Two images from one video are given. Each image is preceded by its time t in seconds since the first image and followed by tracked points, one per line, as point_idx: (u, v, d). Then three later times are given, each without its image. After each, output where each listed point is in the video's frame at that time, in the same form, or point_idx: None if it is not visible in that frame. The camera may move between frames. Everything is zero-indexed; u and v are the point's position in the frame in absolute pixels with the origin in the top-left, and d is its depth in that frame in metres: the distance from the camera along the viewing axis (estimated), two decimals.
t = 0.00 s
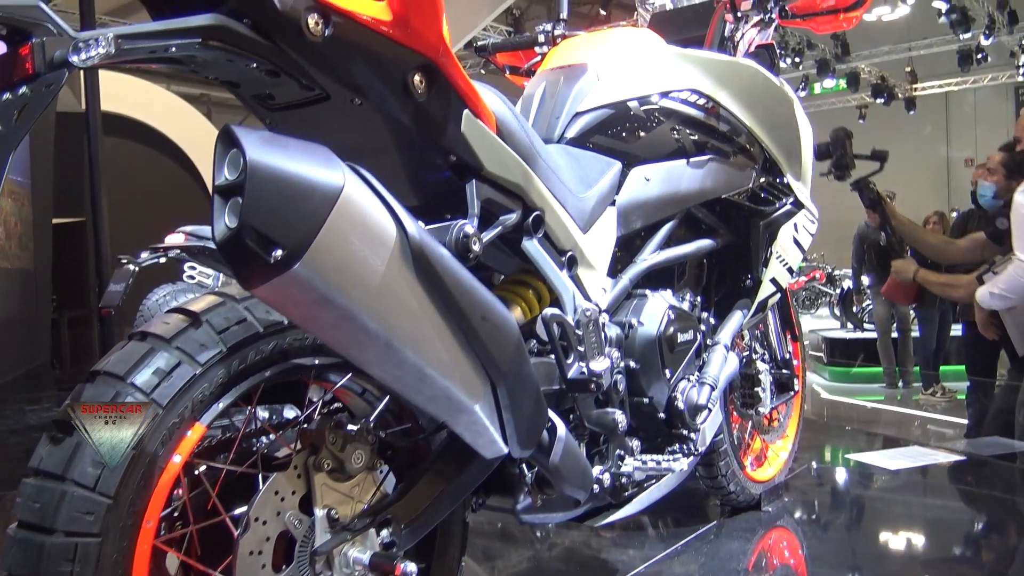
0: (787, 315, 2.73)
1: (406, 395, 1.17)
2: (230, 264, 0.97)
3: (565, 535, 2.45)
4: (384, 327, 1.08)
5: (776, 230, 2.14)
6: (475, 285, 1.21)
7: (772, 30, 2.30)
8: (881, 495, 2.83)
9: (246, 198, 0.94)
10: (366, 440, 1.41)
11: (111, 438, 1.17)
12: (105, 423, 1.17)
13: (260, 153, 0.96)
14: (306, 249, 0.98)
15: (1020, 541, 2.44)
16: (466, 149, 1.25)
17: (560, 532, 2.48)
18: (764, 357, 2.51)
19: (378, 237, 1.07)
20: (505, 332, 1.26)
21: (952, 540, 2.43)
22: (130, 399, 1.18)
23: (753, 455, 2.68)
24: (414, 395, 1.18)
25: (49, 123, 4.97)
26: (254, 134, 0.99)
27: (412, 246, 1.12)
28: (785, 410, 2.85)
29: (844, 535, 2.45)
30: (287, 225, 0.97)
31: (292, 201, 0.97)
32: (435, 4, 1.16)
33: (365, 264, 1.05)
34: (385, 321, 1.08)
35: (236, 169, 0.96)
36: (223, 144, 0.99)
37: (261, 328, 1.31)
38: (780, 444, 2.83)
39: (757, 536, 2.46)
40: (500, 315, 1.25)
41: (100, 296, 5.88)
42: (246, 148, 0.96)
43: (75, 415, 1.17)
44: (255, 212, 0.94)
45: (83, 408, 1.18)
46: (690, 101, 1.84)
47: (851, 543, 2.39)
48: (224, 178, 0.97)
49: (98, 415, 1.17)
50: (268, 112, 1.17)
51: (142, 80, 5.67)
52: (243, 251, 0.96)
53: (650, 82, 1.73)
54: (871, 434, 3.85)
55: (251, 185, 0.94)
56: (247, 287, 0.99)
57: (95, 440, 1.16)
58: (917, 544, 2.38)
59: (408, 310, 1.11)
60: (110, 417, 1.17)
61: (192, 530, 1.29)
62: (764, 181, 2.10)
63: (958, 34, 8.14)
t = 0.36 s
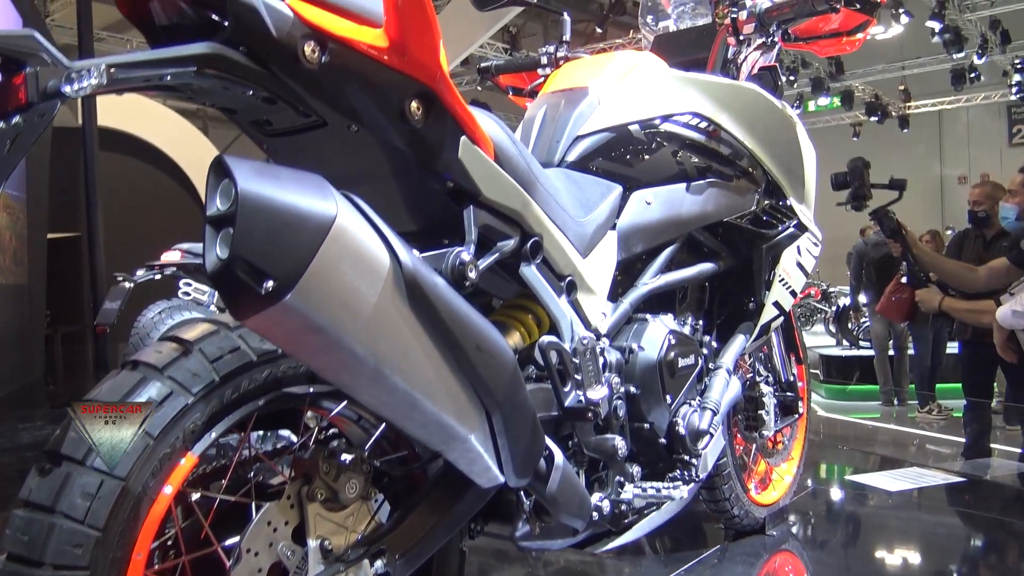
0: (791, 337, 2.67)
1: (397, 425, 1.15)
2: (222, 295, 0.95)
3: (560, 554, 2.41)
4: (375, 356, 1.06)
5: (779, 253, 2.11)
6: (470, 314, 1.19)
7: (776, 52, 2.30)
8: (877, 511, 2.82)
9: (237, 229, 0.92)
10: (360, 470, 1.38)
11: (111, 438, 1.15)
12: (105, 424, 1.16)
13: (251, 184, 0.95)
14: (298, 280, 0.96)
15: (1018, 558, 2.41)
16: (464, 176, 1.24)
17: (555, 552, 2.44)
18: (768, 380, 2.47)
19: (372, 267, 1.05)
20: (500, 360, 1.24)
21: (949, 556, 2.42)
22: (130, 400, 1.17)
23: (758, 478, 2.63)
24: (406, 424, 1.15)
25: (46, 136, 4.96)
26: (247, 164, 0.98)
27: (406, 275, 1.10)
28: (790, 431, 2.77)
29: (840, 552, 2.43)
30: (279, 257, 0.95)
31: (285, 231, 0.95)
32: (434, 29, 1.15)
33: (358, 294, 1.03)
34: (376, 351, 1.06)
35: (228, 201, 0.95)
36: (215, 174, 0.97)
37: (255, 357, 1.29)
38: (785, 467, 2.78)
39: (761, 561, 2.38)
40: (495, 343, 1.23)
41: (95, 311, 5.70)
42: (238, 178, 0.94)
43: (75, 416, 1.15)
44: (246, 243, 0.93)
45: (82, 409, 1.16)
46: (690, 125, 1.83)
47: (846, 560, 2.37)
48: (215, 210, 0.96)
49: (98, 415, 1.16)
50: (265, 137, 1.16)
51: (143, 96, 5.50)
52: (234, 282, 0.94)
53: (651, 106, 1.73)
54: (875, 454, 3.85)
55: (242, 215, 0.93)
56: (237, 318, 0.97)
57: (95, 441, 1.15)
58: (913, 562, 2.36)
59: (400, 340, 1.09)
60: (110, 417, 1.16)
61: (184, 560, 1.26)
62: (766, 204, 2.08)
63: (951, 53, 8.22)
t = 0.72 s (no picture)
0: (781, 355, 2.64)
1: (378, 455, 1.11)
2: (198, 326, 0.92)
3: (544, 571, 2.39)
4: (354, 385, 1.02)
5: (769, 271, 2.10)
6: (450, 340, 1.16)
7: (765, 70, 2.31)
8: (859, 520, 2.83)
9: (213, 262, 0.90)
10: (342, 497, 1.33)
11: (111, 437, 1.14)
12: (105, 424, 1.14)
13: (229, 215, 0.92)
14: (275, 310, 0.93)
15: (998, 568, 2.41)
16: (450, 200, 1.22)
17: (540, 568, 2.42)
18: (760, 399, 2.43)
19: (351, 295, 1.02)
20: (482, 387, 1.21)
21: (931, 565, 2.43)
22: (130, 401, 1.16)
23: (749, 496, 2.60)
24: (387, 454, 1.11)
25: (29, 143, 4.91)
26: (225, 193, 0.95)
27: (386, 303, 1.07)
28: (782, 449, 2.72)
29: (823, 563, 2.43)
30: (254, 288, 0.92)
31: (263, 261, 0.93)
32: (419, 55, 1.13)
33: (337, 323, 1.00)
34: (355, 379, 1.02)
35: (206, 231, 0.92)
36: (193, 204, 0.94)
37: (235, 384, 1.26)
38: (776, 486, 2.74)
39: None
40: (478, 370, 1.20)
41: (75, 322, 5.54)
42: (216, 209, 0.91)
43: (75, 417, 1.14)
44: (223, 273, 0.90)
45: (83, 408, 1.15)
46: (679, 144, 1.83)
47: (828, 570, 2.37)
48: (193, 239, 0.93)
49: (98, 415, 1.15)
50: (248, 161, 1.13)
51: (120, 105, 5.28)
52: (210, 314, 0.91)
53: (640, 126, 1.73)
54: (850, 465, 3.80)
55: (219, 245, 0.90)
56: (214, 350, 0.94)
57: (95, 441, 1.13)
58: (893, 570, 2.37)
59: (380, 369, 1.05)
60: (110, 417, 1.15)
61: None
62: (757, 223, 2.06)
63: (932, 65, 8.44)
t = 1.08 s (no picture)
0: (771, 376, 2.59)
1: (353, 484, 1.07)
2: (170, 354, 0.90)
3: None
4: (329, 413, 0.99)
5: (757, 293, 2.08)
6: (429, 367, 1.12)
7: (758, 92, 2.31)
8: (840, 535, 2.83)
9: (187, 289, 0.87)
10: (319, 525, 1.26)
11: (113, 436, 1.14)
12: (106, 423, 1.14)
13: (204, 241, 0.90)
14: (248, 338, 0.91)
15: None
16: (433, 223, 1.19)
17: None
18: (749, 420, 2.39)
19: (326, 323, 0.99)
20: (462, 415, 1.17)
21: None
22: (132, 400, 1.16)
23: (738, 518, 2.54)
24: (363, 484, 1.07)
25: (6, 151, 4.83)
26: (200, 218, 0.92)
27: (362, 330, 1.04)
28: (771, 470, 2.66)
29: None
30: (226, 315, 0.89)
31: (236, 289, 0.90)
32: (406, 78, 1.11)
33: (312, 350, 0.97)
34: (329, 407, 0.99)
35: (179, 257, 0.90)
36: (166, 229, 0.92)
37: (209, 410, 1.22)
38: (765, 508, 2.68)
39: None
40: (457, 396, 1.16)
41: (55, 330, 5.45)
42: (188, 234, 0.89)
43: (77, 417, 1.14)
44: (195, 298, 0.88)
45: (84, 409, 1.15)
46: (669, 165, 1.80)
47: None
48: (166, 265, 0.90)
49: (99, 415, 1.15)
50: (231, 181, 1.11)
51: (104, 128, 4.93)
52: (181, 343, 0.89)
53: (630, 147, 1.72)
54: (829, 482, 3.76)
55: (191, 272, 0.87)
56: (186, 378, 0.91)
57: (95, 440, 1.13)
58: None
59: (355, 397, 1.02)
60: (111, 416, 1.15)
61: None
62: (746, 244, 2.04)
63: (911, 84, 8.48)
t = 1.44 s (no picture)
0: (761, 396, 2.54)
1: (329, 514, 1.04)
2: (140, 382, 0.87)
3: None
4: (304, 440, 0.96)
5: (747, 315, 2.06)
6: (408, 393, 1.09)
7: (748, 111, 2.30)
8: (821, 552, 2.83)
9: (158, 315, 0.85)
10: (294, 555, 1.19)
11: (112, 438, 1.13)
12: (106, 424, 1.15)
13: (177, 265, 0.87)
14: (220, 364, 0.88)
15: None
16: (416, 246, 1.17)
17: None
18: (740, 443, 2.36)
19: (300, 348, 0.96)
20: (442, 441, 1.13)
21: None
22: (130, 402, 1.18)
23: (728, 541, 2.48)
24: (339, 513, 1.04)
25: None
26: (174, 242, 0.90)
27: (339, 355, 1.01)
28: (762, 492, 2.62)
29: None
30: (197, 341, 0.87)
31: (210, 314, 0.88)
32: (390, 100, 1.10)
33: (286, 376, 0.94)
34: (304, 434, 0.96)
35: (150, 281, 0.88)
36: (137, 253, 0.90)
37: (184, 434, 1.18)
38: (755, 531, 2.63)
39: None
40: (437, 422, 1.13)
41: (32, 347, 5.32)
42: (160, 258, 0.86)
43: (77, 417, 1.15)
44: (166, 322, 0.85)
45: (84, 410, 1.16)
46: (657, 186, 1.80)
47: None
48: (139, 289, 0.88)
49: (99, 415, 1.16)
50: (211, 201, 1.08)
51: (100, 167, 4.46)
52: (151, 369, 0.86)
53: (618, 167, 1.71)
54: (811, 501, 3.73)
55: (163, 296, 0.85)
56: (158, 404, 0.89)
57: (96, 440, 1.13)
58: None
59: (331, 425, 0.99)
60: (111, 417, 1.16)
61: None
62: (734, 266, 2.01)
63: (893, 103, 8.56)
